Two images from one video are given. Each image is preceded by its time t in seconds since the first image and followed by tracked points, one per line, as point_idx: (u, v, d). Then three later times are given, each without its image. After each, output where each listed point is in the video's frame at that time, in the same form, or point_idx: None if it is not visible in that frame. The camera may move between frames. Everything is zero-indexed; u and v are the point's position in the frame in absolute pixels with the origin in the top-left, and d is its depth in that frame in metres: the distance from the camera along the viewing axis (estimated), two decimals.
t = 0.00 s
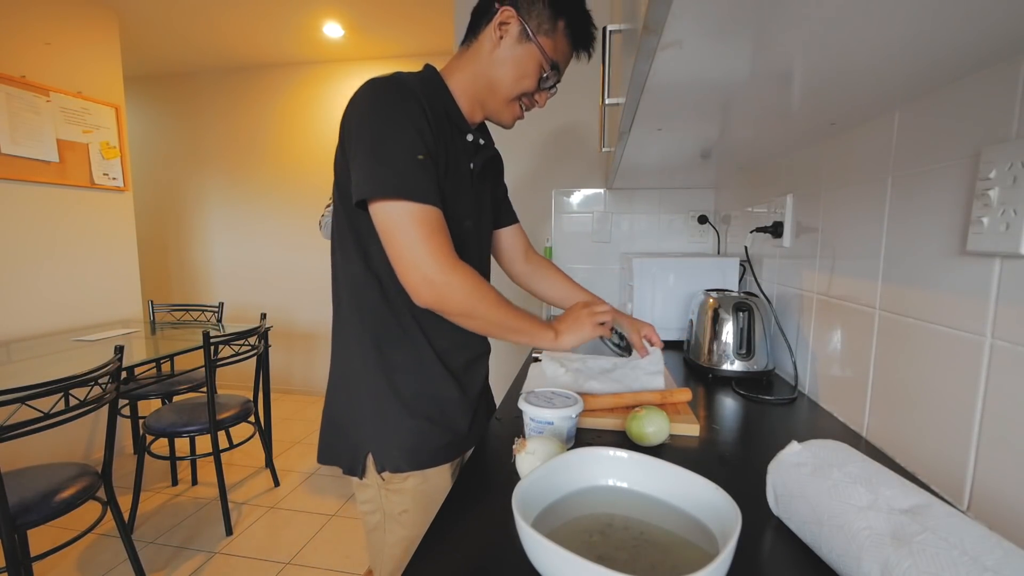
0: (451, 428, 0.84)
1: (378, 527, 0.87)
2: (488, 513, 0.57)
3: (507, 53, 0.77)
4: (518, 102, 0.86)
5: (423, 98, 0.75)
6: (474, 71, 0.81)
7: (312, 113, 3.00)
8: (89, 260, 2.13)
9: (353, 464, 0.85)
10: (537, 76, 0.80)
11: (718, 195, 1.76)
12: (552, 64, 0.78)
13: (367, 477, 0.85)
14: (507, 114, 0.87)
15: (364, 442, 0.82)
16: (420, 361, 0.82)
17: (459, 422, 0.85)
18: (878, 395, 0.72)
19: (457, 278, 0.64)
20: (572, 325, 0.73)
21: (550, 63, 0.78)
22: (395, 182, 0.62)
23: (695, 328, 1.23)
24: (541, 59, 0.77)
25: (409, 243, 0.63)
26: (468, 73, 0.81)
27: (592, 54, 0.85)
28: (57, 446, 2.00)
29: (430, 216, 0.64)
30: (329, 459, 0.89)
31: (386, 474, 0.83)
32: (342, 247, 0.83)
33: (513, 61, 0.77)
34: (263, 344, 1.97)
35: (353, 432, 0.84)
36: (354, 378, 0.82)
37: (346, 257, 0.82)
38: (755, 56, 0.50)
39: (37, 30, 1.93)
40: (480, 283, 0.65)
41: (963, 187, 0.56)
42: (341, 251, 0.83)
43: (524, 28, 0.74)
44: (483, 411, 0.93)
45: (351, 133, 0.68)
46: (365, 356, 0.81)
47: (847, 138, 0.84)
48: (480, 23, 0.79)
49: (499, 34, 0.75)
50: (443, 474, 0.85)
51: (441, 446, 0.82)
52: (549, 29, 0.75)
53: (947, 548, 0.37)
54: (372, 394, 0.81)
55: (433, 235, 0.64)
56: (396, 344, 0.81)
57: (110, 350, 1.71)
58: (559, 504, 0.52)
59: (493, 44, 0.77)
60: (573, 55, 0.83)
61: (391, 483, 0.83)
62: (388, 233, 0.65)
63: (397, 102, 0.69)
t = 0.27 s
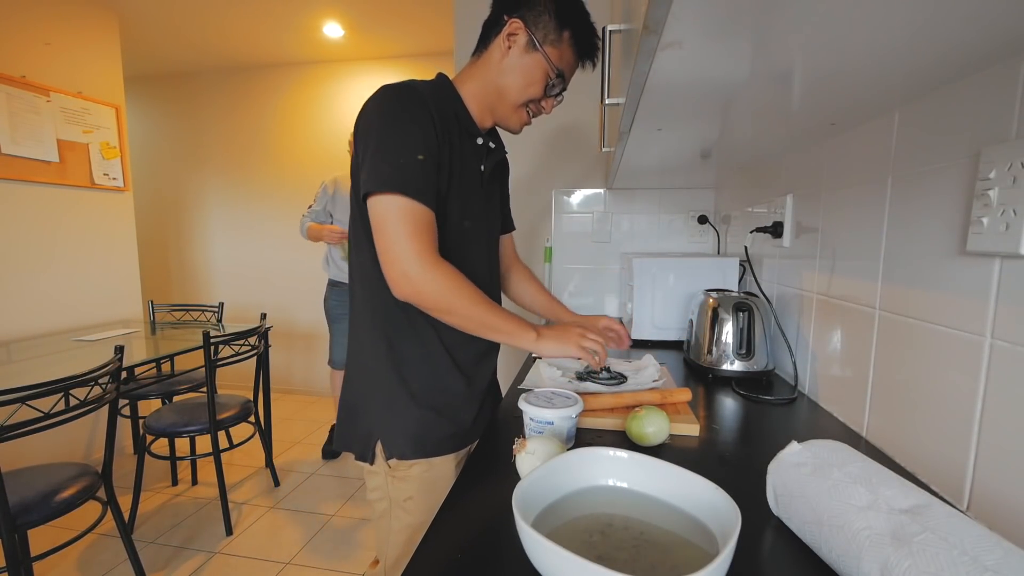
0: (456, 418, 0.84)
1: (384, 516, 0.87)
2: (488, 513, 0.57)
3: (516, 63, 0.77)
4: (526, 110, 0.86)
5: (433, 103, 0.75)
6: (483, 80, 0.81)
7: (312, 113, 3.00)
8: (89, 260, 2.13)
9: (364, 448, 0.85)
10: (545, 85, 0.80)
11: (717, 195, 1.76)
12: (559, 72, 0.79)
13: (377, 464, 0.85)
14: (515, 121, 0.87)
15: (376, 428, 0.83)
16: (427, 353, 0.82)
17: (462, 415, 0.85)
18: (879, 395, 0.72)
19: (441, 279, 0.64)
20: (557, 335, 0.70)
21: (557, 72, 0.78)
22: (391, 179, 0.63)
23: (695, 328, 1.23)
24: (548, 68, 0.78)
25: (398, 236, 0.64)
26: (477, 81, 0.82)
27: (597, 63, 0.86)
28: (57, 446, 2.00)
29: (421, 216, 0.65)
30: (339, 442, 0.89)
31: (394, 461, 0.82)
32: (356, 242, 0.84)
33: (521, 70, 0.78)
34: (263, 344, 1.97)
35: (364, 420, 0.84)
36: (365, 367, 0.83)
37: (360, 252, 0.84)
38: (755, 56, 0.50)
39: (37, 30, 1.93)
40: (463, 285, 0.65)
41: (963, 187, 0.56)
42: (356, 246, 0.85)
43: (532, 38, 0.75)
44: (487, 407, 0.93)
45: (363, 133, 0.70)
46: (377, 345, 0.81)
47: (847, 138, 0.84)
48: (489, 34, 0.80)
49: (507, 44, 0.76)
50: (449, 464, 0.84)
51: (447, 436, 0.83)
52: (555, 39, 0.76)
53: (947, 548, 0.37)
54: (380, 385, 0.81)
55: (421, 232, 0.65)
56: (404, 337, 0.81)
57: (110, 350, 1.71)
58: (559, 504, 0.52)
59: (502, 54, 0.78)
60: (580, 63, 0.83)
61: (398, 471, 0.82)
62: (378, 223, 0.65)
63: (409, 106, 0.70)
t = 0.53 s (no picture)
0: (460, 413, 0.84)
1: (386, 509, 0.87)
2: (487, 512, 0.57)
3: (521, 71, 0.78)
4: (531, 117, 0.86)
5: (442, 106, 0.76)
6: (489, 87, 0.81)
7: (312, 113, 3.01)
8: (89, 260, 2.13)
9: (368, 439, 0.85)
10: (549, 93, 0.80)
11: (718, 195, 1.76)
12: (563, 80, 0.78)
13: (381, 455, 0.85)
14: (520, 128, 0.87)
15: (380, 421, 0.82)
16: (430, 350, 0.82)
17: (463, 411, 0.85)
18: (879, 395, 0.72)
19: (462, 269, 0.64)
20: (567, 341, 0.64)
21: (561, 80, 0.78)
22: (407, 175, 0.64)
23: (695, 327, 1.23)
24: (552, 76, 0.78)
25: (417, 229, 0.64)
26: (483, 89, 0.82)
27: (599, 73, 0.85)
28: (57, 446, 2.00)
29: (439, 210, 0.65)
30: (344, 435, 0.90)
31: (396, 452, 0.82)
32: (365, 242, 0.85)
33: (527, 78, 0.78)
34: (263, 344, 1.97)
35: (368, 413, 0.84)
36: (370, 361, 0.83)
37: (367, 251, 0.84)
38: (754, 56, 0.50)
39: (37, 30, 1.93)
40: (481, 275, 0.64)
41: (963, 187, 0.56)
42: (364, 246, 0.85)
43: (537, 47, 0.75)
44: (490, 403, 0.93)
45: (376, 135, 0.71)
46: (381, 340, 0.81)
47: (847, 137, 0.84)
48: (497, 43, 0.80)
49: (513, 53, 0.77)
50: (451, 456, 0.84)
51: (449, 431, 0.83)
52: (559, 48, 0.76)
53: (947, 548, 0.37)
54: (383, 379, 0.81)
55: (437, 224, 0.65)
56: (408, 332, 0.81)
57: (110, 350, 1.71)
58: (559, 504, 0.52)
59: (508, 62, 0.78)
60: (584, 72, 0.83)
61: (400, 462, 0.83)
62: (397, 218, 0.66)
63: (419, 108, 0.71)
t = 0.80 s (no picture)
0: (461, 413, 0.84)
1: (388, 508, 0.87)
2: (489, 512, 0.57)
3: (520, 74, 0.78)
4: (530, 118, 0.86)
5: (442, 108, 0.77)
6: (488, 88, 0.81)
7: (312, 113, 3.01)
8: (89, 260, 2.13)
9: (369, 440, 0.85)
10: (548, 95, 0.80)
11: (717, 195, 1.76)
12: (561, 83, 0.79)
13: (382, 455, 0.85)
14: (518, 130, 0.87)
15: (380, 420, 0.82)
16: (432, 349, 0.82)
17: (464, 411, 0.85)
18: (879, 395, 0.72)
19: (446, 267, 0.62)
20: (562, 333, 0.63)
21: (559, 82, 0.78)
22: (402, 172, 0.64)
23: (695, 327, 1.23)
24: (551, 78, 0.78)
25: (404, 225, 0.63)
26: (482, 90, 0.82)
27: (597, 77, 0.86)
28: (57, 446, 2.00)
29: (429, 207, 0.64)
30: (345, 435, 0.90)
31: (398, 452, 0.82)
32: (365, 241, 0.85)
33: (526, 81, 0.78)
34: (263, 344, 1.97)
35: (369, 412, 0.84)
36: (370, 359, 0.83)
37: (367, 251, 0.85)
38: (754, 56, 0.50)
39: (37, 30, 1.93)
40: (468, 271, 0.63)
41: (963, 187, 0.56)
42: (363, 245, 0.86)
43: (536, 50, 0.75)
44: (490, 403, 0.93)
45: (374, 133, 0.72)
46: (381, 340, 0.81)
47: (847, 137, 0.84)
48: (496, 44, 0.80)
49: (513, 55, 0.77)
50: (453, 458, 0.84)
51: (451, 430, 0.83)
52: (558, 50, 0.76)
53: (946, 548, 0.37)
54: (384, 378, 0.81)
55: (424, 220, 0.64)
56: (408, 332, 0.81)
57: (110, 350, 1.71)
58: (559, 504, 0.52)
59: (508, 64, 0.78)
60: (582, 75, 0.83)
61: (402, 462, 0.83)
62: (384, 214, 0.65)
63: (418, 107, 0.72)
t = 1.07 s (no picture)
0: (461, 416, 0.84)
1: (389, 514, 0.86)
2: (490, 513, 0.57)
3: (515, 69, 0.77)
4: (524, 114, 0.86)
5: (431, 104, 0.75)
6: (482, 83, 0.81)
7: (312, 113, 3.01)
8: (89, 260, 2.13)
9: (370, 447, 0.84)
10: (542, 90, 0.80)
11: (718, 195, 1.76)
12: (556, 78, 0.79)
13: (383, 463, 0.84)
14: (511, 126, 0.87)
15: (381, 423, 0.82)
16: (433, 351, 0.82)
17: (465, 412, 0.85)
18: (879, 395, 0.72)
19: (397, 264, 0.62)
20: (531, 285, 0.64)
21: (555, 77, 0.78)
22: (374, 174, 0.63)
23: (694, 327, 1.23)
24: (547, 73, 0.78)
25: (359, 225, 0.63)
26: (477, 85, 0.81)
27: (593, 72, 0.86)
28: (57, 446, 2.00)
29: (386, 206, 0.63)
30: (343, 442, 0.89)
31: (401, 459, 0.82)
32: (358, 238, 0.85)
33: (521, 76, 0.78)
34: (263, 344, 1.97)
35: (368, 417, 0.83)
36: (368, 364, 0.83)
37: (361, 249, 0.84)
38: (754, 55, 0.50)
39: (37, 30, 1.93)
40: (417, 262, 0.62)
41: (963, 187, 0.56)
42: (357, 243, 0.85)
43: (531, 44, 0.75)
44: (490, 404, 0.93)
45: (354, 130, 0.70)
46: (379, 345, 0.81)
47: (847, 137, 0.84)
48: (489, 39, 0.80)
49: (507, 49, 0.76)
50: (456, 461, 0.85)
51: (452, 433, 0.83)
52: (554, 45, 0.76)
53: (946, 548, 0.37)
54: (385, 383, 0.81)
55: (377, 218, 0.63)
56: (409, 335, 0.81)
57: (110, 350, 1.71)
58: (559, 504, 0.52)
59: (502, 58, 0.78)
60: (576, 70, 0.83)
61: (405, 469, 0.83)
62: (343, 215, 0.65)
63: (404, 103, 0.70)
